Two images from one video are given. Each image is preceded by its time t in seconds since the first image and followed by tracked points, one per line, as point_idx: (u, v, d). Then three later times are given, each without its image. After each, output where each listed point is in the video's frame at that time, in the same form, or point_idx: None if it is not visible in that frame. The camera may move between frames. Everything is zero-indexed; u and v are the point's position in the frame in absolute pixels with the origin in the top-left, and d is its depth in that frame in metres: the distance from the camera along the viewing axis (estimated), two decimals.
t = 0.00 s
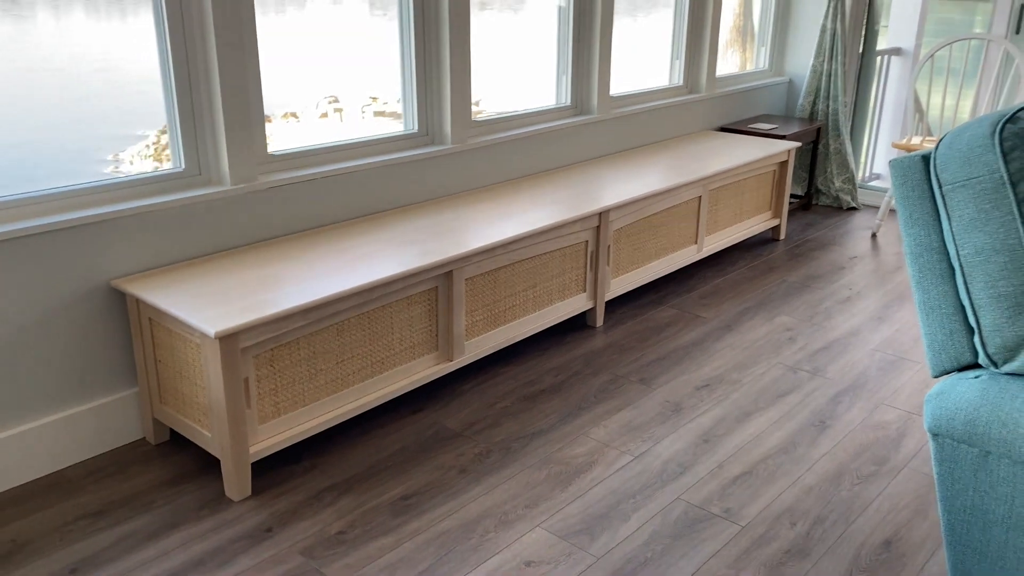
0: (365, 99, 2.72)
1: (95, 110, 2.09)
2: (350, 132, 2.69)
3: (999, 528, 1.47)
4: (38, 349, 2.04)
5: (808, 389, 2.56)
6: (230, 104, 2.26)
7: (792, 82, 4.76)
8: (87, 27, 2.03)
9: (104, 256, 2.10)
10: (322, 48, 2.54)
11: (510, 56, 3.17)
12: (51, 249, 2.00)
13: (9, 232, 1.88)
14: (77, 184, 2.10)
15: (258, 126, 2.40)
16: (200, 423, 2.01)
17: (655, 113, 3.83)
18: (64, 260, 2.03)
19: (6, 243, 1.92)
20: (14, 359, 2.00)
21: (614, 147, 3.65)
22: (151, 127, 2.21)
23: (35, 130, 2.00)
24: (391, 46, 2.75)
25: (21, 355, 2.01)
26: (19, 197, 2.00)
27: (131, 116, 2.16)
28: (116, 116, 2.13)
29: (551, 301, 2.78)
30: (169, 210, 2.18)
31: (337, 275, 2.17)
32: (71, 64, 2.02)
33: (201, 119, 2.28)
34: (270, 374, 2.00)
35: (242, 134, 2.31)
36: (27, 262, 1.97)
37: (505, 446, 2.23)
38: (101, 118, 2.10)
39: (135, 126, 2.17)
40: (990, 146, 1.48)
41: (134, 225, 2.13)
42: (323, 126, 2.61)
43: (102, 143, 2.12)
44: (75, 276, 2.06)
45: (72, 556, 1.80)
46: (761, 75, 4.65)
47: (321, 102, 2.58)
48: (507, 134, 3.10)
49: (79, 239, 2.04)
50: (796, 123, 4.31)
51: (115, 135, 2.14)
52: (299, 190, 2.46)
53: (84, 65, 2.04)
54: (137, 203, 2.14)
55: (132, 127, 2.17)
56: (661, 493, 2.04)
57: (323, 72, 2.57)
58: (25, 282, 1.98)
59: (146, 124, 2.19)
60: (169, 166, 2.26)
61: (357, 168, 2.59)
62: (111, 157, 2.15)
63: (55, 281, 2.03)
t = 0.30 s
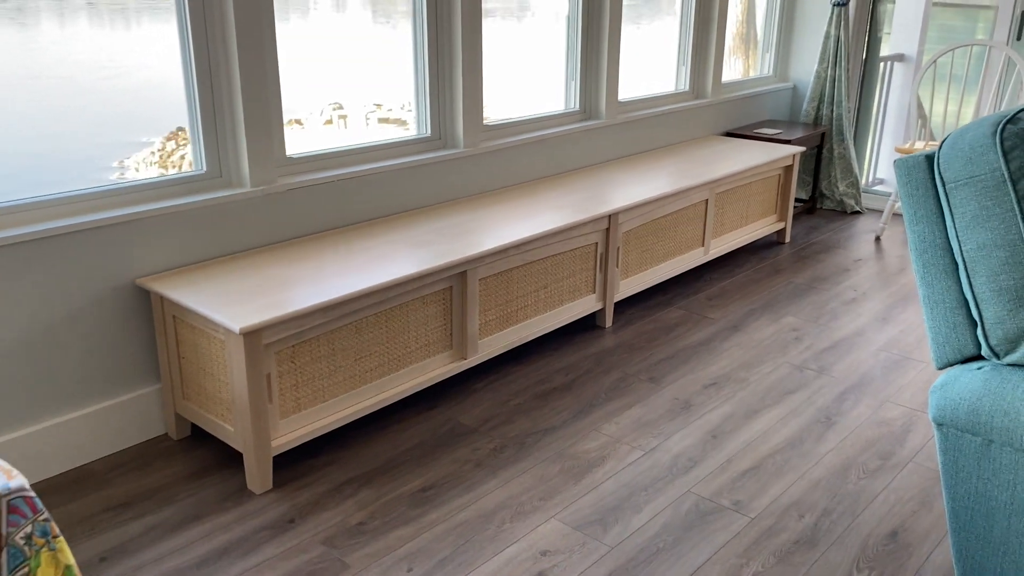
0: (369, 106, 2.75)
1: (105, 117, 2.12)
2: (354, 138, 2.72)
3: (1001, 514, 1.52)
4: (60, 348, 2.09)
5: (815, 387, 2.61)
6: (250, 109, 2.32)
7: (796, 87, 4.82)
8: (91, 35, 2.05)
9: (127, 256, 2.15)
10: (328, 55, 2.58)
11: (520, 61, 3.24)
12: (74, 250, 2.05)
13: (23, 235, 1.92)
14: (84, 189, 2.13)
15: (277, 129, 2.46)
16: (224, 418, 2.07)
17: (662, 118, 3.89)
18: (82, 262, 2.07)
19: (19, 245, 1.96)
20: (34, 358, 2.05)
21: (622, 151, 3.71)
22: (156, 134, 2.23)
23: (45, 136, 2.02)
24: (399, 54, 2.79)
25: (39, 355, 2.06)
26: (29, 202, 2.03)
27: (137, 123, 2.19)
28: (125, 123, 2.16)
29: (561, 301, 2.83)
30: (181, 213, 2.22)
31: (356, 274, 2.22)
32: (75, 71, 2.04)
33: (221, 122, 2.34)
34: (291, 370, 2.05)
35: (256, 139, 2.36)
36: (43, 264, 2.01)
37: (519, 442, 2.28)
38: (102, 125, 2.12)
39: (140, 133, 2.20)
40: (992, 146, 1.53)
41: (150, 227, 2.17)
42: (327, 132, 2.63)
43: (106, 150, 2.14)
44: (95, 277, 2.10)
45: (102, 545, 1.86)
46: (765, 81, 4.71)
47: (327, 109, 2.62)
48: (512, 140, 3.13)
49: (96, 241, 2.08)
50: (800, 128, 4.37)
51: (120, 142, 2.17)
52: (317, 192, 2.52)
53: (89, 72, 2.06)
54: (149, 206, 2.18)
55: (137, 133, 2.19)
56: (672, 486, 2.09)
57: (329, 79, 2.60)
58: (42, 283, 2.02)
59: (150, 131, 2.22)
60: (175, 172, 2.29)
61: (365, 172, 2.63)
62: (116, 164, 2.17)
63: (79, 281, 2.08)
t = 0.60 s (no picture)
0: (378, 113, 2.78)
1: (119, 122, 2.16)
2: (363, 144, 2.75)
3: (1008, 508, 1.54)
4: (82, 346, 2.14)
5: (823, 388, 2.64)
6: (270, 113, 2.38)
7: (806, 94, 4.86)
8: (102, 42, 2.08)
9: (148, 257, 2.20)
10: (340, 64, 2.62)
11: (533, 67, 3.29)
12: (96, 250, 2.09)
13: (45, 236, 1.95)
14: (96, 193, 2.15)
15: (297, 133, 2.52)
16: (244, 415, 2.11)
17: (672, 124, 3.93)
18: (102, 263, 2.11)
19: (38, 247, 1.99)
20: (55, 357, 2.09)
21: (633, 156, 3.75)
22: (167, 140, 2.27)
23: (61, 141, 2.06)
24: (410, 61, 2.83)
25: (60, 354, 2.10)
26: (45, 204, 2.06)
27: (148, 129, 2.22)
28: (138, 129, 2.20)
29: (572, 303, 2.87)
30: (196, 216, 2.26)
31: (373, 275, 2.27)
32: (88, 77, 2.07)
33: (242, 126, 2.39)
34: (310, 368, 2.09)
35: (276, 143, 2.41)
36: (62, 265, 2.05)
37: (532, 440, 2.32)
38: (115, 132, 2.16)
39: (149, 139, 2.23)
40: (997, 148, 1.57)
41: (167, 230, 2.21)
42: (337, 138, 2.67)
43: (119, 155, 2.18)
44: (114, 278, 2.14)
45: (125, 537, 1.90)
46: (774, 87, 4.75)
47: (337, 115, 2.65)
48: (521, 145, 3.17)
49: (115, 243, 2.12)
50: (809, 134, 4.40)
51: (132, 148, 2.21)
52: (334, 195, 2.57)
53: (102, 78, 2.10)
54: (167, 208, 2.22)
55: (149, 139, 2.23)
56: (682, 484, 2.12)
57: (340, 87, 2.64)
58: (62, 284, 2.06)
59: (161, 137, 2.25)
60: (186, 177, 2.33)
61: (377, 177, 2.67)
62: (128, 170, 2.21)
63: (101, 281, 2.12)
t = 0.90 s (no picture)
0: (392, 122, 2.81)
1: (137, 130, 2.19)
2: (378, 153, 2.78)
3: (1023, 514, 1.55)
4: (105, 349, 2.17)
5: (837, 396, 2.65)
6: (290, 120, 2.41)
7: (819, 103, 4.87)
8: (119, 50, 2.11)
9: (169, 262, 2.23)
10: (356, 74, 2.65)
11: (549, 76, 3.32)
12: (119, 255, 2.13)
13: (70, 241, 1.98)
14: (113, 199, 2.18)
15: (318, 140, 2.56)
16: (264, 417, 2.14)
17: (686, 133, 3.96)
18: (124, 267, 2.15)
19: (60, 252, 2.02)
20: (78, 359, 2.12)
21: (647, 164, 3.77)
22: (183, 148, 2.30)
23: (80, 148, 2.09)
24: (426, 72, 2.87)
25: (83, 356, 2.13)
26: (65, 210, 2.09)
27: (164, 137, 2.26)
28: (155, 137, 2.24)
29: (587, 310, 2.89)
30: (215, 222, 2.30)
31: (391, 280, 2.30)
32: (105, 85, 2.11)
33: (263, 133, 2.44)
34: (329, 371, 2.12)
35: (296, 150, 2.45)
36: (84, 269, 2.08)
37: (547, 445, 2.34)
38: (132, 140, 2.19)
39: (164, 147, 2.26)
40: (1012, 156, 1.58)
41: (186, 235, 2.25)
42: (351, 147, 2.70)
43: (135, 163, 2.22)
44: (136, 282, 2.18)
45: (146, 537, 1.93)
46: (788, 97, 4.77)
47: (352, 125, 2.68)
48: (536, 154, 3.19)
49: (138, 247, 2.16)
50: (822, 143, 4.42)
51: (148, 156, 2.24)
52: (352, 201, 2.60)
53: (119, 87, 2.13)
54: (185, 214, 2.25)
55: (165, 147, 2.27)
56: (697, 490, 2.13)
57: (355, 96, 2.67)
58: (85, 288, 2.09)
59: (177, 145, 2.29)
60: (202, 184, 2.36)
61: (393, 185, 2.70)
62: (145, 177, 2.24)
63: (123, 285, 2.16)
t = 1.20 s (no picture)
0: (407, 130, 2.83)
1: (153, 136, 2.22)
2: (393, 160, 2.80)
3: None
4: (124, 353, 2.19)
5: (854, 405, 2.64)
6: (309, 126, 2.44)
7: (836, 112, 4.86)
8: (135, 56, 2.14)
9: (189, 266, 2.26)
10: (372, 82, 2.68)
11: (565, 83, 3.34)
12: (138, 260, 2.15)
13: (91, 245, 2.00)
14: (129, 205, 2.20)
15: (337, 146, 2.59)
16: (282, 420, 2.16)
17: (702, 141, 3.96)
18: (143, 272, 2.17)
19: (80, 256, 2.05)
20: (98, 362, 2.14)
21: (663, 171, 3.78)
22: (198, 155, 2.33)
23: (97, 154, 2.12)
24: (442, 80, 2.89)
25: (102, 359, 2.15)
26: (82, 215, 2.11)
27: (180, 144, 2.28)
28: (170, 143, 2.26)
29: (602, 317, 2.90)
30: (233, 227, 2.32)
31: (408, 285, 2.31)
32: (122, 92, 2.13)
33: (282, 139, 2.46)
34: (346, 375, 2.14)
35: (315, 155, 2.47)
36: (102, 273, 2.09)
37: (562, 451, 2.34)
38: (149, 146, 2.22)
39: (179, 154, 2.29)
40: None
41: (205, 240, 2.27)
42: (366, 155, 2.72)
43: (152, 169, 2.24)
44: (155, 286, 2.20)
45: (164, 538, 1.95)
46: (804, 106, 4.76)
47: (367, 132, 2.70)
48: (552, 161, 3.21)
49: (157, 252, 2.18)
50: (839, 152, 4.41)
51: (164, 162, 2.26)
52: (370, 207, 2.63)
53: (135, 93, 2.16)
54: (200, 220, 2.27)
55: (181, 154, 2.29)
56: (712, 498, 2.13)
57: (371, 104, 2.69)
58: (104, 291, 2.11)
59: (192, 152, 2.31)
60: (218, 190, 2.38)
61: (409, 192, 2.72)
62: (160, 183, 2.26)
63: (144, 289, 2.18)
